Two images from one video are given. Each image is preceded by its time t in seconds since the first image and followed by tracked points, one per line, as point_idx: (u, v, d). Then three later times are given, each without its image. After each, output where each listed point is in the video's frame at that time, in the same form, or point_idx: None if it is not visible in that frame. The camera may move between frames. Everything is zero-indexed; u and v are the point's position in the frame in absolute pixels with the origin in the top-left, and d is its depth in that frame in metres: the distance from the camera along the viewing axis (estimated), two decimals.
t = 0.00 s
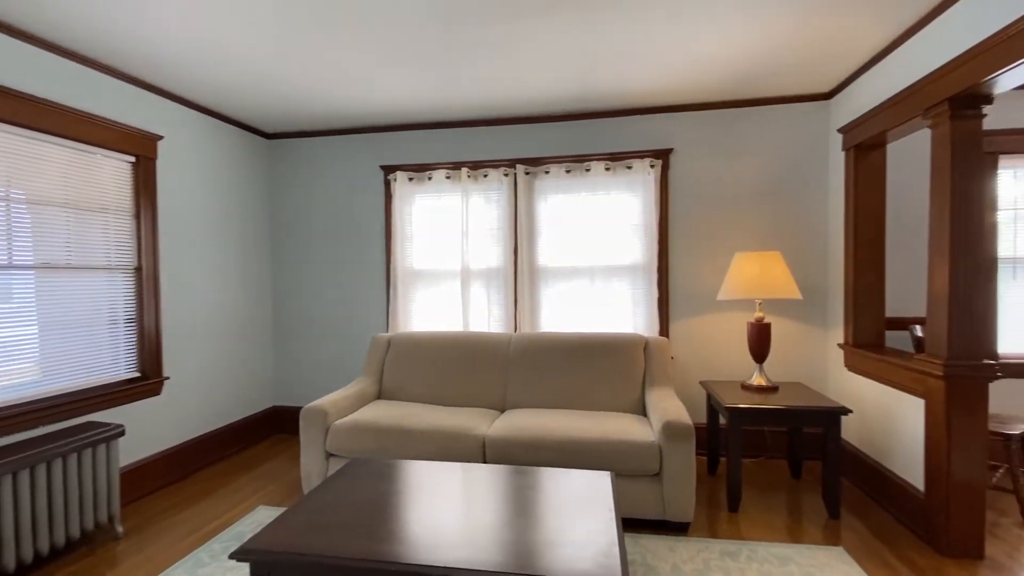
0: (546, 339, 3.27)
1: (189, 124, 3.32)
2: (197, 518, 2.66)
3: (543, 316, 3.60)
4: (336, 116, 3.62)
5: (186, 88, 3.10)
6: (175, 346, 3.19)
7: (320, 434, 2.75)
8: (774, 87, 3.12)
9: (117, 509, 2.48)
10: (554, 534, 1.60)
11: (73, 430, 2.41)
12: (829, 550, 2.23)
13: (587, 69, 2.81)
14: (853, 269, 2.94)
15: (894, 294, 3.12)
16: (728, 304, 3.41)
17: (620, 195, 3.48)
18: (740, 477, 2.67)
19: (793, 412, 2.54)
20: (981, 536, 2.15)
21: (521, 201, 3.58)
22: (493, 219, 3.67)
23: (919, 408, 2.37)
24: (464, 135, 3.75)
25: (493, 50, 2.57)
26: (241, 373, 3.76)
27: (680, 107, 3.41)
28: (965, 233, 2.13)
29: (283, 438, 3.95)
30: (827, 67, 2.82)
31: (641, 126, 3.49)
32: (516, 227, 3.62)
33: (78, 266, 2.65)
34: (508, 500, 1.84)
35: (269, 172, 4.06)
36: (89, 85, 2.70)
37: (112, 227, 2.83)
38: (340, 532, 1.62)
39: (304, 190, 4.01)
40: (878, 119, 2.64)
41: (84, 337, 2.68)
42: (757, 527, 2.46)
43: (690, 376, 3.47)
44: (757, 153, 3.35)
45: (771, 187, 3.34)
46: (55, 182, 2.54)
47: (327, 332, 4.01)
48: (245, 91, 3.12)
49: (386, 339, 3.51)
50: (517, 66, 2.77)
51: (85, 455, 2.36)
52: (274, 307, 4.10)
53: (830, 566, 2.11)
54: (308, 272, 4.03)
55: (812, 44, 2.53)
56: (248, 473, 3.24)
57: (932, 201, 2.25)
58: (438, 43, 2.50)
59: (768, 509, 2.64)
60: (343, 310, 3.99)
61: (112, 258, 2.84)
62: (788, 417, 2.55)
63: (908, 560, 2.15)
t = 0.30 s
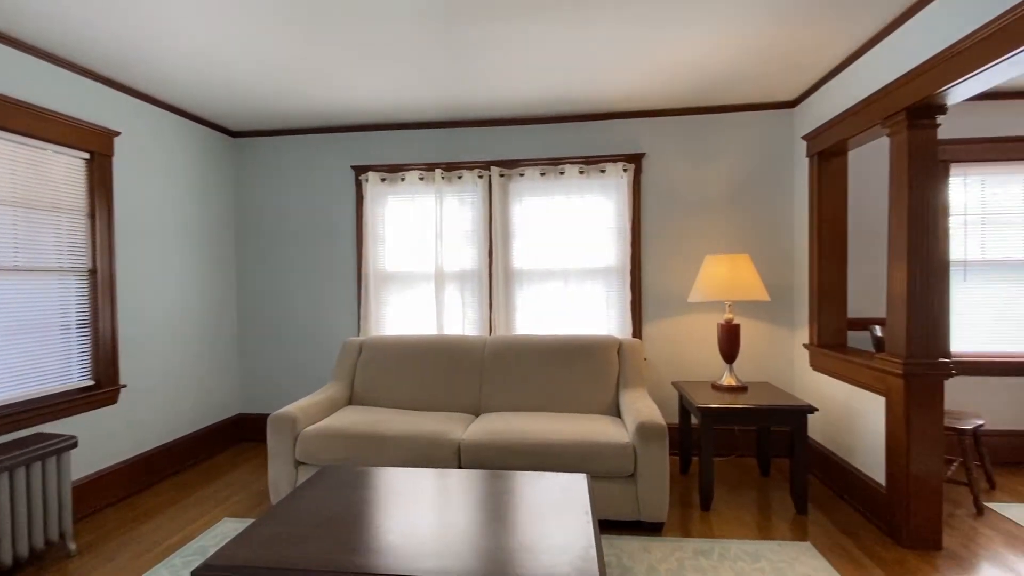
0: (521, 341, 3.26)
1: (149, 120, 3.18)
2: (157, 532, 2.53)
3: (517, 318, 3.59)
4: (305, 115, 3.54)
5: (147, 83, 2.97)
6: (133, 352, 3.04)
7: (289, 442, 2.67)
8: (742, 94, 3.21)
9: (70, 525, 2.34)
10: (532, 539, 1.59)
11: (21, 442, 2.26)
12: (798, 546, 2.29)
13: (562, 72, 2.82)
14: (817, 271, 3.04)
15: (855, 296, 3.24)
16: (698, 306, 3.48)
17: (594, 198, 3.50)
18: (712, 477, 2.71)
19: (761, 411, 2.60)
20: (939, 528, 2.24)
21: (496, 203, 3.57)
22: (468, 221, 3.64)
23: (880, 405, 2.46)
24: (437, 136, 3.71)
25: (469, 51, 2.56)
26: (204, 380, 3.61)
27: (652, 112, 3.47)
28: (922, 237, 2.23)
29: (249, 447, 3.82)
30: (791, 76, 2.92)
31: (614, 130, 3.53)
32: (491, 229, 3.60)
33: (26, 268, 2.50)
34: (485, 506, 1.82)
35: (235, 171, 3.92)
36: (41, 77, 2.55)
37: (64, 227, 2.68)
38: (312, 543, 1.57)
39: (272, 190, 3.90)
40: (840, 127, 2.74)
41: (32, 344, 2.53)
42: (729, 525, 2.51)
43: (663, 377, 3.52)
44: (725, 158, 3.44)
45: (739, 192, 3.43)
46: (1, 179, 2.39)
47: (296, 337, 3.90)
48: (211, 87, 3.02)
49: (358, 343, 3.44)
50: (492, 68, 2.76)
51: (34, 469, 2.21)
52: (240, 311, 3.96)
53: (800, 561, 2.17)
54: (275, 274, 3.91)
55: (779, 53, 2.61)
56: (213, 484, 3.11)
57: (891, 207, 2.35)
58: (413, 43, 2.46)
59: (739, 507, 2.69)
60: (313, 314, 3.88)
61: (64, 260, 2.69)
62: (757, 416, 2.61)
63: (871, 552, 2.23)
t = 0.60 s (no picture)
0: (496, 343, 3.25)
1: (109, 116, 3.05)
2: (115, 547, 2.42)
3: (493, 320, 3.58)
4: (275, 113, 3.45)
5: (106, 78, 2.85)
6: (90, 358, 2.91)
7: (258, 449, 2.60)
8: (712, 100, 3.29)
9: (21, 541, 2.21)
10: (509, 542, 1.58)
11: None
12: (767, 541, 2.35)
13: (537, 75, 2.84)
14: (783, 274, 3.13)
15: (819, 297, 3.35)
16: (671, 308, 3.54)
17: (569, 200, 3.53)
18: (685, 475, 2.75)
19: (731, 410, 2.66)
20: (898, 521, 2.33)
21: (471, 205, 3.55)
22: (443, 223, 3.61)
23: (843, 403, 2.55)
24: (411, 137, 3.68)
25: (444, 53, 2.55)
26: (167, 386, 3.48)
27: (625, 116, 3.52)
28: (882, 240, 2.33)
29: (215, 455, 3.69)
30: (759, 83, 3.01)
31: (588, 134, 3.57)
32: (466, 231, 3.58)
33: None
34: (461, 510, 1.80)
35: (201, 170, 3.80)
36: None
37: (14, 226, 2.55)
38: (282, 554, 1.53)
39: (240, 189, 3.79)
40: (805, 134, 2.84)
41: None
42: (701, 523, 2.55)
43: (637, 378, 3.57)
44: (696, 163, 3.51)
45: (709, 196, 3.51)
46: None
47: (266, 340, 3.80)
48: (175, 83, 2.92)
49: (330, 347, 3.37)
50: (466, 70, 2.76)
51: None
52: (206, 314, 3.83)
53: (769, 556, 2.23)
54: (243, 276, 3.80)
55: (747, 61, 2.68)
56: (176, 495, 3.00)
57: (853, 212, 2.44)
58: (387, 43, 2.44)
59: (710, 505, 2.75)
60: (283, 317, 3.78)
61: (14, 262, 2.55)
62: (727, 415, 2.67)
63: (836, 546, 2.30)
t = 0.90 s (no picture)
0: (472, 345, 3.24)
1: (68, 110, 2.92)
2: (74, 560, 2.31)
3: (469, 321, 3.57)
4: (246, 110, 3.37)
5: (66, 70, 2.74)
6: (47, 363, 2.78)
7: (227, 455, 2.53)
8: (685, 105, 3.35)
9: None
10: (485, 545, 1.57)
11: None
12: (738, 537, 2.40)
13: (513, 77, 2.85)
14: (753, 275, 3.22)
15: (787, 298, 3.45)
16: (645, 309, 3.59)
17: (545, 202, 3.55)
18: (659, 474, 2.80)
19: (703, 409, 2.71)
20: (862, 514, 2.42)
21: (447, 206, 3.54)
22: (418, 223, 3.58)
23: (809, 400, 2.64)
24: (387, 137, 3.63)
25: (422, 52, 2.53)
26: (130, 391, 3.35)
27: (601, 120, 3.56)
28: (846, 243, 2.41)
29: (182, 462, 3.57)
30: (729, 89, 3.08)
31: (564, 137, 3.60)
32: (442, 232, 3.56)
33: None
34: (436, 514, 1.79)
35: (167, 167, 3.68)
36: None
37: None
38: (252, 562, 1.49)
39: (209, 188, 3.68)
40: (774, 140, 2.92)
41: None
42: (675, 520, 2.59)
43: (612, 378, 3.61)
44: (670, 166, 3.58)
45: (682, 199, 3.58)
46: None
47: (235, 344, 3.69)
48: (139, 77, 2.82)
49: (302, 350, 3.30)
50: (443, 70, 2.75)
51: None
52: (171, 317, 3.71)
53: (740, 551, 2.28)
54: (211, 278, 3.69)
55: (718, 67, 2.75)
56: (140, 504, 2.89)
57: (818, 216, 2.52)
58: (364, 41, 2.41)
59: (683, 502, 2.79)
60: (253, 320, 3.69)
61: None
62: (699, 413, 2.73)
63: (803, 540, 2.37)
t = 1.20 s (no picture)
0: (450, 346, 3.23)
1: (26, 103, 2.80)
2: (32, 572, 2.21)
3: (448, 322, 3.55)
4: (217, 107, 3.29)
5: (23, 62, 2.62)
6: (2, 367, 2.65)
7: (196, 460, 2.45)
8: (661, 109, 3.41)
9: None
10: (463, 547, 1.56)
11: None
12: (712, 533, 2.45)
13: (491, 77, 2.84)
14: (727, 276, 3.29)
15: (759, 298, 3.54)
16: (622, 309, 3.63)
17: (523, 203, 3.56)
18: (636, 472, 2.83)
19: (678, 407, 2.75)
20: (830, 508, 2.49)
21: (425, 206, 3.51)
22: (396, 224, 3.55)
23: (780, 398, 2.70)
24: (363, 136, 3.59)
25: (399, 51, 2.51)
26: (94, 396, 3.23)
27: (578, 122, 3.59)
28: (814, 245, 2.48)
29: (150, 469, 3.46)
30: (704, 94, 3.14)
31: (542, 138, 3.61)
32: (419, 232, 3.53)
33: None
34: (414, 517, 1.77)
35: (133, 164, 3.56)
36: None
37: None
38: (222, 571, 1.45)
39: (177, 186, 3.57)
40: (746, 144, 2.99)
41: None
42: (651, 518, 2.63)
43: (590, 378, 3.64)
44: (646, 169, 3.63)
45: (658, 201, 3.63)
46: None
47: (205, 346, 3.59)
48: (103, 70, 2.72)
49: (275, 352, 3.23)
50: (420, 70, 2.73)
51: None
52: (137, 319, 3.59)
53: (714, 547, 2.32)
54: (180, 278, 3.58)
55: (692, 72, 2.80)
56: (104, 513, 2.78)
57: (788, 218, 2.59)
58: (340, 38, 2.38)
59: (659, 500, 2.83)
60: (225, 322, 3.59)
61: None
62: (675, 412, 2.77)
63: (774, 534, 2.43)
